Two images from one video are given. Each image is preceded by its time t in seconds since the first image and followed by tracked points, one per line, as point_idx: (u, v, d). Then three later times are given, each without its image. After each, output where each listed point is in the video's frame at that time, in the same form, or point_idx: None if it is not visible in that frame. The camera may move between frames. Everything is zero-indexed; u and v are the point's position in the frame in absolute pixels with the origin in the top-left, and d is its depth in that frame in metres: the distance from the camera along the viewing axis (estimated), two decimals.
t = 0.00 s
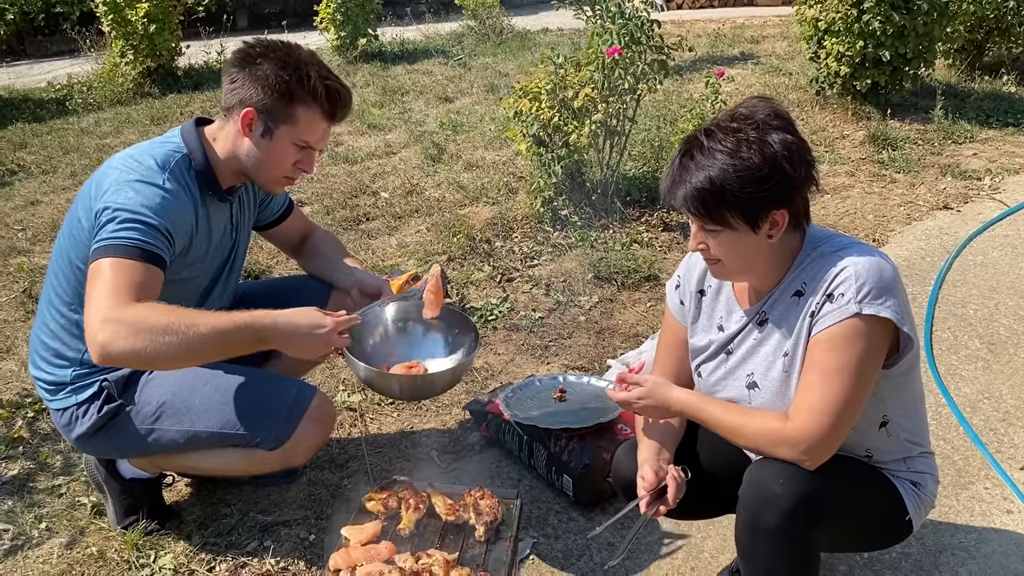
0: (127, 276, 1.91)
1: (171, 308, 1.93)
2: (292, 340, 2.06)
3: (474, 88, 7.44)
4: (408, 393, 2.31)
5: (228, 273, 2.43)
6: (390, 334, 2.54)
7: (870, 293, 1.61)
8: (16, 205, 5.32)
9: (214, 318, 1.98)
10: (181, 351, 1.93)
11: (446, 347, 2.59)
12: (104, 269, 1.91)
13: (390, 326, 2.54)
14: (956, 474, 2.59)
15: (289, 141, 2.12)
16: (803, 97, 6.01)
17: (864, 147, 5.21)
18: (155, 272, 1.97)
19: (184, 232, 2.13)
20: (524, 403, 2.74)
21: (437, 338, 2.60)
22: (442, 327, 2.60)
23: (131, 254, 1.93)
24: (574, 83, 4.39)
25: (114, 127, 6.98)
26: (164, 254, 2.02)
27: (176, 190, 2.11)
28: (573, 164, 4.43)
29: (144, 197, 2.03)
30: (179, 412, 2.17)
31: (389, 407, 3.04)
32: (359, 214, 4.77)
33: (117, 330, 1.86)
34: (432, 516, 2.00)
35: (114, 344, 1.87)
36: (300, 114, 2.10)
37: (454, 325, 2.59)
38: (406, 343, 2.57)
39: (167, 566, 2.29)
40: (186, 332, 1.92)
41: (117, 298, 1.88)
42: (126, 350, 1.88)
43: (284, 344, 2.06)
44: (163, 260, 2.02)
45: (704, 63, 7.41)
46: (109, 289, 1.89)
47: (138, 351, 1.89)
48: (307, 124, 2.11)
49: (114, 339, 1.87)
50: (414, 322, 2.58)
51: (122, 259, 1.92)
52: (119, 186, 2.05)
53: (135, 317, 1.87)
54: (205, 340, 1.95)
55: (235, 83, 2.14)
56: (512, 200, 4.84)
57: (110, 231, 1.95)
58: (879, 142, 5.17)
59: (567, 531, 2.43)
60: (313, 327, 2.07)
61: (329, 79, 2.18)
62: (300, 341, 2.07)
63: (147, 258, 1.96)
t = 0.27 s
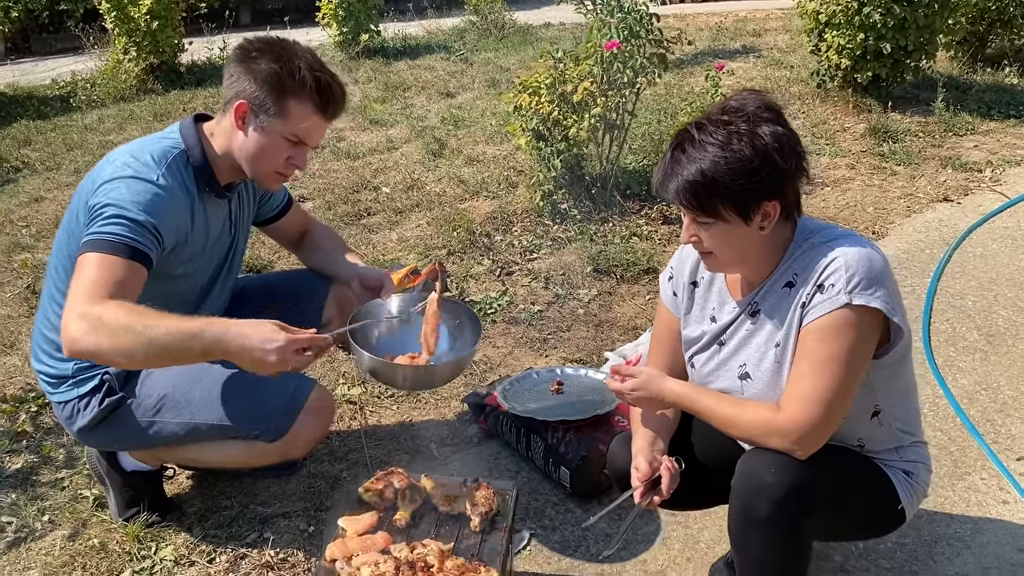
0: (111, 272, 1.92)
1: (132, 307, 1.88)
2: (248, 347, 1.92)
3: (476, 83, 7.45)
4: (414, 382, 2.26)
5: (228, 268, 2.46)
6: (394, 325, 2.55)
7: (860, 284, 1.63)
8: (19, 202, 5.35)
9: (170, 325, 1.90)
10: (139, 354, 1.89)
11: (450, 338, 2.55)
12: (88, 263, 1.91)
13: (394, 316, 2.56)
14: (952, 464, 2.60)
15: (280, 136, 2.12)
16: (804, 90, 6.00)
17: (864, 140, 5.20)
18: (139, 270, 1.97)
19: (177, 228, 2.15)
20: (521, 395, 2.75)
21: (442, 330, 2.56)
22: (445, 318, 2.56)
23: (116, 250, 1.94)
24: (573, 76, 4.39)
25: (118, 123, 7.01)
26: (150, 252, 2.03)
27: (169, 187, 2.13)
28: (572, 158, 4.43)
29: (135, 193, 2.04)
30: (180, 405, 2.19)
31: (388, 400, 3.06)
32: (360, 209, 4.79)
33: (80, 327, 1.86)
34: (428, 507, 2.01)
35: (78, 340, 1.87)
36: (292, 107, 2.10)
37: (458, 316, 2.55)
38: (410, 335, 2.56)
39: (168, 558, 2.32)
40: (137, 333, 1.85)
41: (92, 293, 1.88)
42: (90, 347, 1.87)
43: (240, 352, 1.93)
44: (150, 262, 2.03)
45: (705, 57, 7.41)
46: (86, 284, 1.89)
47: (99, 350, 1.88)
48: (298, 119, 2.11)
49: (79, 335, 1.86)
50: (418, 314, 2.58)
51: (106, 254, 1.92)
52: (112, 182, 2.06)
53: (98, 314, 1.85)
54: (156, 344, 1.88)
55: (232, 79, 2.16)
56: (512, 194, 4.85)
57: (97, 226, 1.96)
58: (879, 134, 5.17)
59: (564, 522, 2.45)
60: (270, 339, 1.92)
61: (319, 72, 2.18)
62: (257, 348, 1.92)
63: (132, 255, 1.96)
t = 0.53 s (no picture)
0: (117, 278, 1.97)
1: (139, 322, 1.94)
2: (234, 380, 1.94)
3: (477, 79, 7.50)
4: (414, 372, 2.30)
5: (225, 262, 2.53)
6: (391, 315, 2.60)
7: (836, 272, 1.67)
8: (26, 200, 5.42)
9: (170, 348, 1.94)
10: (140, 372, 1.94)
11: (444, 326, 2.61)
12: (96, 268, 1.97)
13: (391, 306, 2.61)
14: (938, 451, 2.65)
15: (271, 133, 2.17)
16: (802, 84, 6.03)
17: (861, 133, 5.24)
18: (144, 271, 2.03)
19: (177, 228, 2.21)
20: (515, 385, 2.81)
21: (437, 318, 2.62)
22: (440, 305, 2.62)
23: (121, 253, 1.99)
24: (569, 72, 4.43)
25: (122, 122, 7.09)
26: (154, 253, 2.09)
27: (168, 188, 2.18)
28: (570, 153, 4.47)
29: (135, 196, 2.10)
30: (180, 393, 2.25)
31: (386, 391, 3.12)
32: (361, 205, 4.85)
33: (90, 338, 1.93)
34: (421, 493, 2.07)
35: (87, 348, 1.94)
36: (280, 105, 2.14)
37: (450, 306, 2.61)
38: (407, 325, 2.61)
39: (170, 545, 2.39)
40: (139, 351, 1.91)
41: (101, 302, 1.94)
42: (96, 355, 1.93)
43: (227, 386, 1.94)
44: (153, 260, 2.08)
45: (705, 51, 7.43)
46: (96, 292, 1.95)
47: (105, 361, 1.94)
48: (287, 116, 2.15)
49: (87, 343, 1.93)
50: (415, 305, 2.62)
51: (111, 259, 1.98)
52: (113, 185, 2.12)
53: (104, 324, 1.92)
54: (151, 365, 1.92)
55: (225, 78, 2.22)
56: (511, 190, 4.90)
57: (101, 230, 2.02)
58: (875, 127, 5.20)
59: (556, 509, 2.51)
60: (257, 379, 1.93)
61: (307, 70, 2.21)
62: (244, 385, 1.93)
63: (137, 258, 2.02)
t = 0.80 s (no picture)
0: (114, 279, 2.05)
1: (139, 327, 2.00)
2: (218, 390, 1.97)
3: (472, 75, 7.56)
4: (391, 355, 2.42)
5: (211, 255, 2.60)
6: (371, 304, 2.69)
7: (793, 258, 1.74)
8: (26, 199, 5.51)
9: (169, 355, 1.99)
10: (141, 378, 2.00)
11: (423, 312, 2.69)
12: (95, 270, 2.05)
13: (369, 294, 2.69)
14: (911, 434, 2.71)
15: (250, 132, 2.24)
16: (793, 76, 6.08)
17: (849, 124, 5.29)
18: (140, 271, 2.11)
19: (165, 227, 2.29)
20: (499, 373, 2.89)
21: (415, 305, 2.70)
22: (418, 293, 2.70)
23: (115, 255, 2.07)
24: (557, 67, 4.49)
25: (122, 121, 7.17)
26: (147, 252, 2.16)
27: (156, 189, 2.26)
28: (559, 147, 4.53)
29: (124, 198, 2.18)
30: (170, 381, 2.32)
31: (375, 381, 3.20)
32: (355, 200, 4.92)
33: (92, 343, 2.00)
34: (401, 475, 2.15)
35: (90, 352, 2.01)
36: (258, 104, 2.21)
37: (428, 293, 2.70)
38: (386, 313, 2.69)
39: (163, 529, 2.47)
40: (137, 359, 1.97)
41: (102, 304, 2.01)
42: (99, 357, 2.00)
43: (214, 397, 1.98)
44: (146, 256, 2.15)
45: (698, 45, 7.48)
46: (100, 295, 2.02)
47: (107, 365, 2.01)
48: (265, 115, 2.22)
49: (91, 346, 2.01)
50: (393, 293, 2.71)
51: (107, 260, 2.06)
52: (101, 187, 2.20)
53: (104, 328, 1.99)
54: (149, 371, 1.98)
55: (206, 78, 2.29)
56: (502, 184, 4.97)
57: (94, 233, 2.10)
58: (864, 119, 5.25)
59: (537, 492, 2.58)
60: (240, 393, 1.95)
61: (283, 70, 2.27)
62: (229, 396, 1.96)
63: (132, 258, 2.09)
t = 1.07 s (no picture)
0: (101, 269, 2.13)
1: (117, 321, 2.05)
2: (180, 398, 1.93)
3: (470, 71, 7.64)
4: (383, 338, 2.52)
5: (208, 247, 2.69)
6: (364, 291, 2.79)
7: (767, 242, 1.81)
8: (32, 198, 5.61)
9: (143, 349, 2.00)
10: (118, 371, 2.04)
11: (415, 298, 2.80)
12: (84, 259, 2.14)
13: (363, 282, 2.79)
14: (891, 413, 2.79)
15: (243, 125, 2.33)
16: (786, 69, 6.15)
17: (841, 115, 5.35)
18: (128, 262, 2.19)
19: (161, 219, 2.38)
20: (492, 358, 2.98)
21: (407, 291, 2.81)
22: (410, 280, 2.81)
23: (106, 246, 2.16)
24: (550, 62, 4.57)
25: (125, 121, 7.27)
26: (137, 245, 2.25)
27: (151, 182, 2.35)
28: (553, 141, 4.61)
29: (119, 191, 2.27)
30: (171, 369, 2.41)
31: (372, 368, 3.28)
32: (354, 195, 5.01)
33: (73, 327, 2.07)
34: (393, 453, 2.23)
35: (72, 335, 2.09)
36: (251, 98, 2.30)
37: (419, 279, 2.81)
38: (379, 299, 2.79)
39: (166, 510, 2.56)
40: (113, 352, 2.01)
41: (85, 295, 2.08)
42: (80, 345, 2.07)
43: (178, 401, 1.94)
44: (136, 251, 2.24)
45: (694, 39, 7.55)
46: (84, 283, 2.10)
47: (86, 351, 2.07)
48: (258, 109, 2.31)
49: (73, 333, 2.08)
50: (385, 280, 2.81)
51: (99, 251, 2.15)
52: (99, 180, 2.29)
53: (86, 316, 2.05)
54: (123, 365, 2.00)
55: (200, 73, 2.38)
56: (498, 177, 5.05)
57: (89, 224, 2.19)
58: (855, 110, 5.32)
59: (528, 472, 2.67)
60: (200, 401, 1.91)
61: (275, 65, 2.36)
62: (186, 403, 1.92)
63: (121, 249, 2.18)
